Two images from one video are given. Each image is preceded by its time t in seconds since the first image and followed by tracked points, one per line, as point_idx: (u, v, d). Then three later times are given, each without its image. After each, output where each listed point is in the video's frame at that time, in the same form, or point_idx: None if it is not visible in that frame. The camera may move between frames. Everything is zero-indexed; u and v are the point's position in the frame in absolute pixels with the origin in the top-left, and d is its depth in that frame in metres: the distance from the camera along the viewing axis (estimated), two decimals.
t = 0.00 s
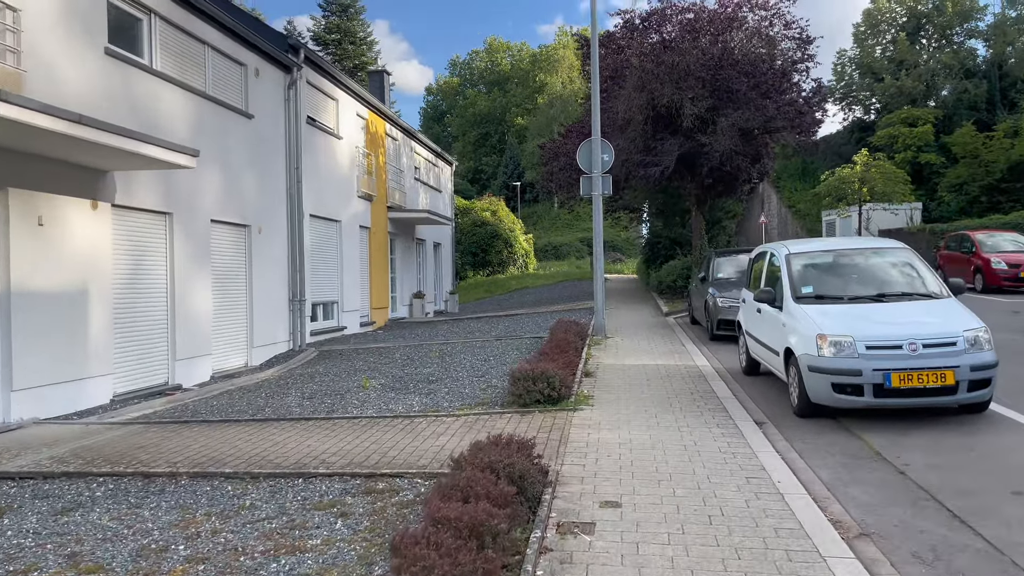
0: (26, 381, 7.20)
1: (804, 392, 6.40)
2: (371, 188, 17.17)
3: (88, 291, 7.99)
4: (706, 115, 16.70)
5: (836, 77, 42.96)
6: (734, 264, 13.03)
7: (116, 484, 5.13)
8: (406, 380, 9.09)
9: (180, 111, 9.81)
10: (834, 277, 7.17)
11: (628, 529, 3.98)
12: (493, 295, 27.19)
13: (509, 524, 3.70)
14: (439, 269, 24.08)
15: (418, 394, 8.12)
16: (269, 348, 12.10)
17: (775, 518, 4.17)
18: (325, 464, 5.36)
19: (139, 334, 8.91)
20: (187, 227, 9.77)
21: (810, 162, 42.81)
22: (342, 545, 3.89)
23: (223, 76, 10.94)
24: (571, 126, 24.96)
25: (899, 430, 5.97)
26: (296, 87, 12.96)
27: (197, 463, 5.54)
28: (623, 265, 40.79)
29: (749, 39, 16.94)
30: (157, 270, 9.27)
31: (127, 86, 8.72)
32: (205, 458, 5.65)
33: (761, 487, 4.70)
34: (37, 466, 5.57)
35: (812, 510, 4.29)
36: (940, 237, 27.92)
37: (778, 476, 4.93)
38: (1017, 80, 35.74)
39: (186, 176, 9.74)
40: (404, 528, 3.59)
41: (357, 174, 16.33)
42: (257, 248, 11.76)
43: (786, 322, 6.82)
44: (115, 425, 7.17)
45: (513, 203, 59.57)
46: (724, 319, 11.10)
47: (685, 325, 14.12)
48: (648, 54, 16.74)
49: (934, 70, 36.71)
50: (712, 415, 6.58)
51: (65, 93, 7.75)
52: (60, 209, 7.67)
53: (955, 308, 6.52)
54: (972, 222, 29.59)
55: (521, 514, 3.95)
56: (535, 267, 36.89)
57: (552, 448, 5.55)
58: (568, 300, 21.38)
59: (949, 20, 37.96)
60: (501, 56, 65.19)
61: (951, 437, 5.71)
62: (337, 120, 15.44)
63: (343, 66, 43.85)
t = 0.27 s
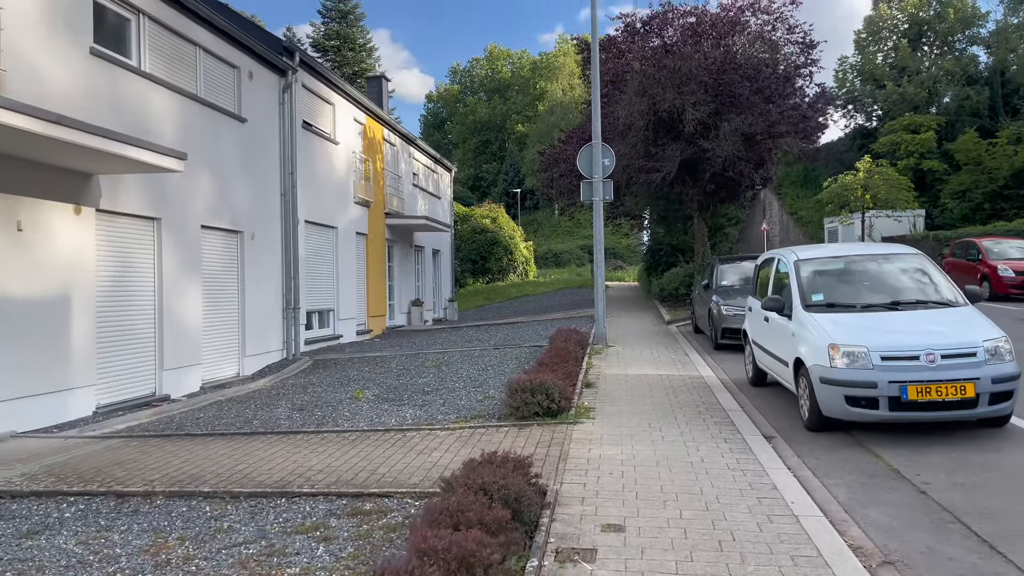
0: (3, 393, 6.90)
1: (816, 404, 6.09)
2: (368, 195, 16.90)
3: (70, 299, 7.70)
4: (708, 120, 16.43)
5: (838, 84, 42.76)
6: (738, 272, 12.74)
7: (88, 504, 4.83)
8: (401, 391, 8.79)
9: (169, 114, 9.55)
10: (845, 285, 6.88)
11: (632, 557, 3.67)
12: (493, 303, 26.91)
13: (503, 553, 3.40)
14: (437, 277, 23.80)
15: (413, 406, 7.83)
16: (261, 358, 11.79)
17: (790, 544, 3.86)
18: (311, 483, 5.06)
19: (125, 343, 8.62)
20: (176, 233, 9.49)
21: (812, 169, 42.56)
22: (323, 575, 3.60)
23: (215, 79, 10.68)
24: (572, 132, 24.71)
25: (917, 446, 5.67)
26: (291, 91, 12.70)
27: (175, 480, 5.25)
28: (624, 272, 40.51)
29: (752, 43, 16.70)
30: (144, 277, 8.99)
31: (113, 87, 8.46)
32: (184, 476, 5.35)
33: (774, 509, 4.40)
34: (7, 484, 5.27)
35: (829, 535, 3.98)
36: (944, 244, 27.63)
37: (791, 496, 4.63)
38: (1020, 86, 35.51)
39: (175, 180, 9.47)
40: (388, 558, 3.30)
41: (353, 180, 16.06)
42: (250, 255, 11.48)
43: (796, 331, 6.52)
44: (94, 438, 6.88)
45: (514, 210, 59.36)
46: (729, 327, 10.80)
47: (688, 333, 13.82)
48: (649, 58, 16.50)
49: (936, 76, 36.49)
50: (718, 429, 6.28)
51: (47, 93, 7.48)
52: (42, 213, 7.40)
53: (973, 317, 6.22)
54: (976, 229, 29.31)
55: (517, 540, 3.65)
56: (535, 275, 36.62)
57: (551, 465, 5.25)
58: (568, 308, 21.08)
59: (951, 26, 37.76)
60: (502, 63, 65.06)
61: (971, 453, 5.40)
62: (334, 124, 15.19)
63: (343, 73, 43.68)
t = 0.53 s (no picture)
0: None
1: (824, 421, 5.82)
2: (364, 202, 16.67)
3: (50, 309, 7.46)
4: (709, 126, 16.20)
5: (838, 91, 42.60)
6: (740, 280, 12.48)
7: (55, 529, 4.55)
8: (393, 404, 8.52)
9: (156, 119, 9.31)
10: (853, 295, 6.61)
11: None
12: (492, 311, 26.63)
13: None
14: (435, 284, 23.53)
15: (405, 420, 7.56)
16: (252, 369, 11.52)
17: None
18: (293, 506, 4.79)
19: (108, 355, 8.36)
20: (162, 242, 9.24)
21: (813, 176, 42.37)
22: None
23: (205, 84, 10.45)
24: (571, 139, 24.49)
25: (931, 465, 5.40)
26: (284, 96, 12.47)
27: (151, 502, 4.98)
28: (624, 280, 40.27)
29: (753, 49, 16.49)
30: (129, 286, 8.73)
31: (97, 91, 8.24)
32: (160, 498, 5.08)
33: (784, 537, 4.12)
34: None
35: (844, 567, 3.70)
36: (947, 252, 27.37)
37: (800, 522, 4.36)
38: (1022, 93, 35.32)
39: (161, 187, 9.23)
40: None
41: (349, 187, 15.81)
42: (241, 264, 11.22)
43: (803, 344, 6.25)
44: (72, 455, 6.60)
45: (513, 217, 59.16)
46: (731, 338, 10.54)
47: (689, 343, 13.55)
48: (649, 63, 16.29)
49: (937, 83, 36.32)
50: (722, 446, 6.00)
51: (28, 97, 7.25)
52: (20, 221, 7.18)
53: (988, 329, 5.95)
54: (979, 236, 29.07)
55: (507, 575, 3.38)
56: (535, 282, 36.36)
57: (547, 487, 4.98)
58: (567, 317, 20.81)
59: (952, 33, 37.60)
60: (501, 70, 64.96)
61: (989, 474, 5.13)
62: (329, 130, 14.96)
63: (341, 79, 43.54)
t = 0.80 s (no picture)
0: None
1: (829, 435, 5.55)
2: (358, 209, 16.43)
3: (25, 316, 7.20)
4: (708, 133, 15.96)
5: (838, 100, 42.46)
6: (740, 289, 12.23)
7: (11, 551, 4.28)
8: (382, 416, 8.25)
9: (141, 122, 9.06)
10: (858, 303, 6.35)
11: None
12: (488, 320, 26.36)
13: None
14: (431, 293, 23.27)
15: (392, 432, 7.29)
16: (240, 379, 11.24)
17: None
18: (266, 526, 4.52)
19: (87, 364, 8.09)
20: (145, 248, 8.97)
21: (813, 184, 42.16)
22: None
23: (192, 86, 10.22)
24: (569, 146, 24.27)
25: (941, 483, 5.14)
26: (274, 100, 12.24)
27: (117, 521, 4.71)
28: (622, 288, 40.01)
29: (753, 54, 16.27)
30: (110, 294, 8.47)
31: (78, 93, 7.99)
32: (127, 517, 4.80)
33: (788, 562, 3.84)
34: None
35: None
36: (948, 261, 27.14)
37: (805, 545, 4.08)
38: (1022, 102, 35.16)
39: (145, 192, 8.97)
40: None
41: (342, 193, 15.57)
42: (229, 272, 10.96)
43: (806, 354, 5.98)
44: (43, 469, 6.32)
45: (512, 225, 58.97)
46: (730, 347, 10.28)
47: (688, 352, 13.28)
48: (647, 69, 16.08)
49: (938, 91, 36.17)
50: (722, 462, 5.72)
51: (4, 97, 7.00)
52: None
53: (1000, 339, 5.69)
54: (980, 245, 28.86)
55: None
56: (533, 291, 36.10)
57: (536, 506, 4.71)
58: (564, 325, 20.54)
59: (952, 41, 37.46)
60: (500, 79, 64.88)
61: (1003, 493, 4.86)
62: (322, 135, 14.74)
63: (338, 86, 43.38)
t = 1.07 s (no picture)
0: None
1: (831, 459, 5.27)
2: (350, 218, 16.16)
3: None
4: (705, 142, 15.73)
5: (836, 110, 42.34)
6: (737, 301, 11.96)
7: None
8: (366, 434, 7.95)
9: (120, 130, 8.81)
10: (861, 320, 6.06)
11: None
12: (483, 330, 26.07)
13: None
14: (425, 303, 22.98)
15: (375, 452, 7.00)
16: (223, 393, 10.94)
17: None
18: (230, 561, 4.21)
19: (59, 380, 7.79)
20: (123, 260, 8.70)
21: (810, 194, 41.95)
22: None
23: (175, 93, 9.97)
24: (565, 155, 24.03)
25: (951, 512, 4.85)
26: (262, 107, 11.98)
27: (72, 554, 4.41)
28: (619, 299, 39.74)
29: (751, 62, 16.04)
30: (85, 306, 8.19)
31: (52, 99, 7.74)
32: (83, 549, 4.49)
33: None
34: None
35: None
36: (947, 272, 26.90)
37: None
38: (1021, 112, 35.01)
39: (122, 202, 8.71)
40: None
41: (333, 202, 15.30)
42: (212, 283, 10.68)
43: (807, 373, 5.70)
44: (4, 493, 6.00)
45: (508, 235, 58.75)
46: (728, 362, 10.00)
47: (684, 366, 13.00)
48: (643, 77, 15.86)
49: (935, 102, 36.04)
50: (719, 488, 5.43)
51: None
52: None
53: (1010, 358, 5.41)
54: (979, 257, 28.63)
55: None
56: (529, 301, 35.82)
57: (521, 539, 4.40)
58: (559, 337, 20.26)
59: (950, 51, 37.36)
60: (497, 88, 64.76)
61: (1018, 523, 4.57)
62: (312, 144, 14.48)
63: (333, 95, 43.18)
